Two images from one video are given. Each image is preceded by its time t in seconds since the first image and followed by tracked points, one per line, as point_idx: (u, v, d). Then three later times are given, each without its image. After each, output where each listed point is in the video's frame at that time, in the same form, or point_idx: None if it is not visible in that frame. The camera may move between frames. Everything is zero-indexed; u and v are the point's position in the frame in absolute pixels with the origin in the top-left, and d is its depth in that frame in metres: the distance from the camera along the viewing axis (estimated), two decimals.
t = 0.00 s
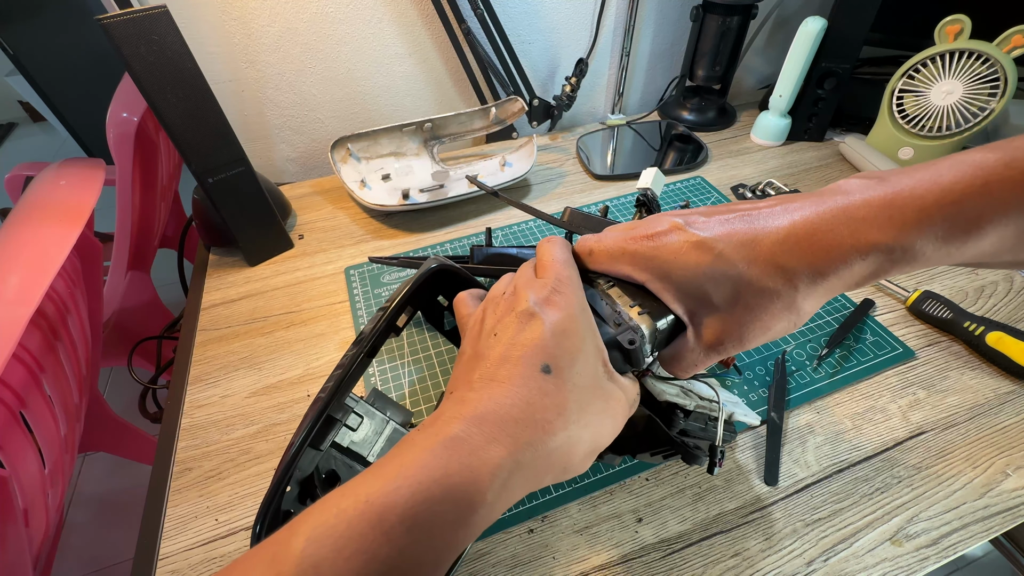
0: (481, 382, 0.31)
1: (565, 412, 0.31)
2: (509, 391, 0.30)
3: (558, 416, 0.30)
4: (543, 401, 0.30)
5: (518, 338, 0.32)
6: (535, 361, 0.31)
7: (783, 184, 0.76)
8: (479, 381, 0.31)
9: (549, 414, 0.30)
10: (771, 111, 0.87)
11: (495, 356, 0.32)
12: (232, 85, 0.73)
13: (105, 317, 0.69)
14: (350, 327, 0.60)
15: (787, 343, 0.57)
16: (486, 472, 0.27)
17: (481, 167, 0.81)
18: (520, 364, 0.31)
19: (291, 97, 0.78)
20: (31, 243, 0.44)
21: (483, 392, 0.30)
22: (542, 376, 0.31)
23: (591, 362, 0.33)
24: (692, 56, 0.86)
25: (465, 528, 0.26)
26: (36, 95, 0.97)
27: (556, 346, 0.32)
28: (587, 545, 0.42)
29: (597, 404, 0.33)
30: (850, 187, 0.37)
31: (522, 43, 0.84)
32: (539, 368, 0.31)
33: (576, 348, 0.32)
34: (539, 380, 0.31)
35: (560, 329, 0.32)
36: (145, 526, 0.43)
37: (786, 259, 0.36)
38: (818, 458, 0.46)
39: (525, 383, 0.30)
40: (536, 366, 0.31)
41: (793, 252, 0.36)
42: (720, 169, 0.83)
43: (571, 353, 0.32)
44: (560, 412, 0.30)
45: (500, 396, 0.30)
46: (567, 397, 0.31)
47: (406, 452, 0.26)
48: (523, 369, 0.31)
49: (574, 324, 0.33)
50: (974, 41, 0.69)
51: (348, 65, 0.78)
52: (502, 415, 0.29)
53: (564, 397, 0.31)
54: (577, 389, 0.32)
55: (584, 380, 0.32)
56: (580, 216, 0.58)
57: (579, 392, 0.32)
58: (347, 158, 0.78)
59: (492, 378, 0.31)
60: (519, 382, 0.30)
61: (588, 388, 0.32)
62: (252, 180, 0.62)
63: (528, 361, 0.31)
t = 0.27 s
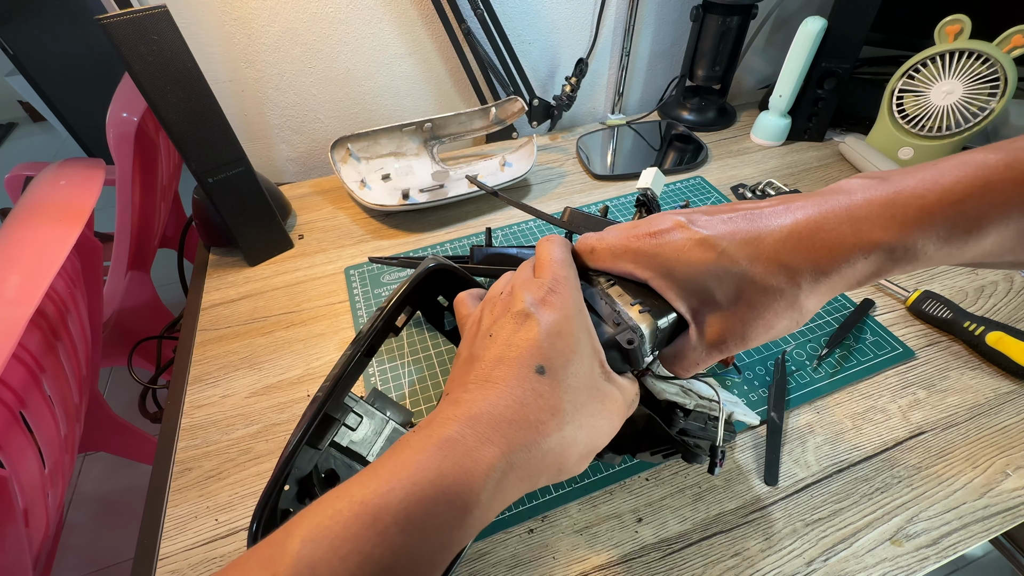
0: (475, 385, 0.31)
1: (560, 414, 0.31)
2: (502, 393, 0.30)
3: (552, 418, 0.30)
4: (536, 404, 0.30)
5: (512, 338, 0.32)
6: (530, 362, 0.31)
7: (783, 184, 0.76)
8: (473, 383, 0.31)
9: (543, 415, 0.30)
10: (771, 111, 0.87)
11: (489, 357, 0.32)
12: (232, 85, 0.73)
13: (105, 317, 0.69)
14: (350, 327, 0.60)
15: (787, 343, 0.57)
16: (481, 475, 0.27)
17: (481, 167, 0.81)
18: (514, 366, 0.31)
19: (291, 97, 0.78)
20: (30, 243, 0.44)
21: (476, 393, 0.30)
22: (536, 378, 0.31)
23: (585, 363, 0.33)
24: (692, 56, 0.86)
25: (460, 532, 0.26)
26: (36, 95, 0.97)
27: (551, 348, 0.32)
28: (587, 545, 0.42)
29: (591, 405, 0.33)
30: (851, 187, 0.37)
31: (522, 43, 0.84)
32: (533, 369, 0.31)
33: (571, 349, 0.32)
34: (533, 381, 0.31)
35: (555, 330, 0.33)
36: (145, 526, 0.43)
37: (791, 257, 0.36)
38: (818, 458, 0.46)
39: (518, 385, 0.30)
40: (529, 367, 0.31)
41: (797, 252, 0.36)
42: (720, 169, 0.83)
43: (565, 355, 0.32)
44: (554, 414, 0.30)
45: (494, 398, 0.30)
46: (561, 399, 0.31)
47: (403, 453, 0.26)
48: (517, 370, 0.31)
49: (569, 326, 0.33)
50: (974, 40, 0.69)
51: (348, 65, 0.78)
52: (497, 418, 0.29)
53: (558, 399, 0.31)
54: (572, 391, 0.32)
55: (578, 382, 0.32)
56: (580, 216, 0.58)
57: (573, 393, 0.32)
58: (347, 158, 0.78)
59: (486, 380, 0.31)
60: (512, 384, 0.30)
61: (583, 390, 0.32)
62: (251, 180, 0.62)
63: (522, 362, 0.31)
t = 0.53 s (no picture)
0: (471, 387, 0.31)
1: (554, 419, 0.30)
2: (496, 398, 0.30)
3: (545, 423, 0.30)
4: (530, 410, 0.30)
5: (508, 344, 0.32)
6: (525, 368, 0.31)
7: (783, 184, 0.76)
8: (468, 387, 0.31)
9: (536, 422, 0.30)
10: (771, 111, 0.87)
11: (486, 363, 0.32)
12: (232, 85, 0.73)
13: (105, 317, 0.69)
14: (350, 327, 0.60)
15: (787, 343, 0.57)
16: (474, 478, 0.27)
17: (481, 167, 0.81)
18: (510, 371, 0.31)
19: (291, 97, 0.78)
20: (30, 243, 0.44)
21: (471, 397, 0.30)
22: (530, 383, 0.31)
23: (580, 371, 0.33)
24: (692, 56, 0.86)
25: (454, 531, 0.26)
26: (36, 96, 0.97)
27: (546, 353, 0.32)
28: (587, 545, 0.42)
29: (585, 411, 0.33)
30: (854, 190, 0.37)
31: (522, 43, 0.84)
32: (528, 375, 0.31)
33: (566, 356, 0.32)
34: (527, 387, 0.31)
35: (551, 336, 0.32)
36: (145, 526, 0.43)
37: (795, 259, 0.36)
38: (818, 458, 0.46)
39: (513, 391, 0.30)
40: (524, 373, 0.31)
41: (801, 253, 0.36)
42: (720, 169, 0.83)
43: (560, 361, 0.32)
44: (547, 420, 0.30)
45: (489, 403, 0.30)
46: (555, 405, 0.31)
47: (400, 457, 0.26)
48: (513, 376, 0.31)
49: (565, 333, 0.33)
50: (974, 40, 0.69)
51: (348, 65, 0.78)
52: (493, 422, 0.29)
53: (553, 406, 0.31)
54: (566, 398, 0.32)
55: (573, 388, 0.32)
56: (580, 216, 0.58)
57: (567, 399, 0.32)
58: (347, 158, 0.78)
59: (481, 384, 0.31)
60: (507, 389, 0.30)
61: (577, 396, 0.32)
62: (251, 180, 0.62)
63: (517, 367, 0.31)
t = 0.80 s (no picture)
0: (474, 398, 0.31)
1: (558, 428, 0.31)
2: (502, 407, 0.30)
3: (549, 432, 0.30)
4: (536, 418, 0.30)
5: (513, 353, 0.32)
6: (528, 377, 0.31)
7: (783, 184, 0.76)
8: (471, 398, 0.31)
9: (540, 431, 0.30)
10: (771, 111, 0.87)
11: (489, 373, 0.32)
12: (232, 85, 0.73)
13: (105, 317, 0.69)
14: (350, 327, 0.60)
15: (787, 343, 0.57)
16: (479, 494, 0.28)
17: (481, 167, 0.81)
18: (514, 379, 0.31)
19: (291, 97, 0.78)
20: (30, 243, 0.44)
21: (475, 408, 0.30)
22: (534, 392, 0.30)
23: (583, 379, 0.33)
24: (692, 56, 0.86)
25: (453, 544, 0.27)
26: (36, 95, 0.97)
27: (550, 361, 0.32)
28: (587, 545, 0.42)
29: (589, 420, 0.33)
30: (852, 202, 0.37)
31: (522, 43, 0.84)
32: (532, 383, 0.31)
33: (569, 364, 0.32)
34: (531, 395, 0.30)
35: (555, 345, 0.32)
36: (145, 526, 0.43)
37: (790, 272, 0.36)
38: (818, 458, 0.46)
39: (518, 398, 0.30)
40: (529, 381, 0.31)
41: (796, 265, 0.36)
42: (720, 169, 0.83)
43: (564, 369, 0.32)
44: (552, 428, 0.30)
45: (493, 410, 0.29)
46: (559, 413, 0.31)
47: (403, 467, 0.27)
48: (517, 384, 0.31)
49: (570, 340, 0.33)
50: (974, 40, 0.69)
51: (347, 65, 0.78)
52: (498, 431, 0.29)
53: (557, 415, 0.31)
54: (569, 406, 0.31)
55: (575, 397, 0.32)
56: (580, 216, 0.58)
57: (570, 408, 0.32)
58: (347, 158, 0.78)
59: (486, 393, 0.31)
60: (511, 398, 0.30)
61: (580, 406, 0.32)
62: (251, 180, 0.62)
63: (521, 375, 0.31)
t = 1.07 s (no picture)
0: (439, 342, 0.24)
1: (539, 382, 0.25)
2: (473, 350, 0.23)
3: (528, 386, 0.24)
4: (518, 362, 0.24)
5: (493, 303, 0.26)
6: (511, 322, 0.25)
7: (783, 185, 0.76)
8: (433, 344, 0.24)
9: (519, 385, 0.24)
10: (771, 111, 0.87)
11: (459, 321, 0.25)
12: (232, 85, 0.73)
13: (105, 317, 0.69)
14: (350, 327, 0.60)
15: (787, 343, 0.57)
16: (459, 449, 0.22)
17: (481, 167, 0.81)
18: (491, 313, 0.25)
19: (291, 97, 0.78)
20: (30, 244, 0.44)
21: (442, 349, 0.23)
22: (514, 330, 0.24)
23: (570, 334, 0.28)
24: (692, 56, 0.86)
25: (424, 504, 0.21)
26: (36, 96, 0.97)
27: (535, 305, 0.26)
28: (587, 545, 0.42)
29: (570, 390, 0.28)
30: (855, 197, 0.38)
31: (522, 43, 0.84)
32: (510, 321, 0.25)
33: (558, 312, 0.27)
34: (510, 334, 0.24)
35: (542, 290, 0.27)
36: (145, 526, 0.43)
37: (786, 270, 0.37)
38: (818, 458, 0.46)
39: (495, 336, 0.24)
40: (511, 326, 0.25)
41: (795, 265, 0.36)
42: (720, 169, 0.83)
43: (552, 324, 0.26)
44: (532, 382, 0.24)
45: (464, 351, 0.23)
46: (542, 359, 0.25)
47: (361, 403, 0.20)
48: (493, 322, 0.24)
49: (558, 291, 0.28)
50: (974, 40, 0.69)
51: (347, 65, 0.78)
52: (474, 376, 0.22)
53: (540, 362, 0.25)
54: (553, 354, 0.26)
55: (561, 354, 0.27)
56: (580, 216, 0.58)
57: (553, 362, 0.26)
58: (347, 158, 0.78)
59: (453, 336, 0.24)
60: (488, 338, 0.24)
61: (565, 359, 0.27)
62: (251, 180, 0.62)
63: (498, 317, 0.25)
